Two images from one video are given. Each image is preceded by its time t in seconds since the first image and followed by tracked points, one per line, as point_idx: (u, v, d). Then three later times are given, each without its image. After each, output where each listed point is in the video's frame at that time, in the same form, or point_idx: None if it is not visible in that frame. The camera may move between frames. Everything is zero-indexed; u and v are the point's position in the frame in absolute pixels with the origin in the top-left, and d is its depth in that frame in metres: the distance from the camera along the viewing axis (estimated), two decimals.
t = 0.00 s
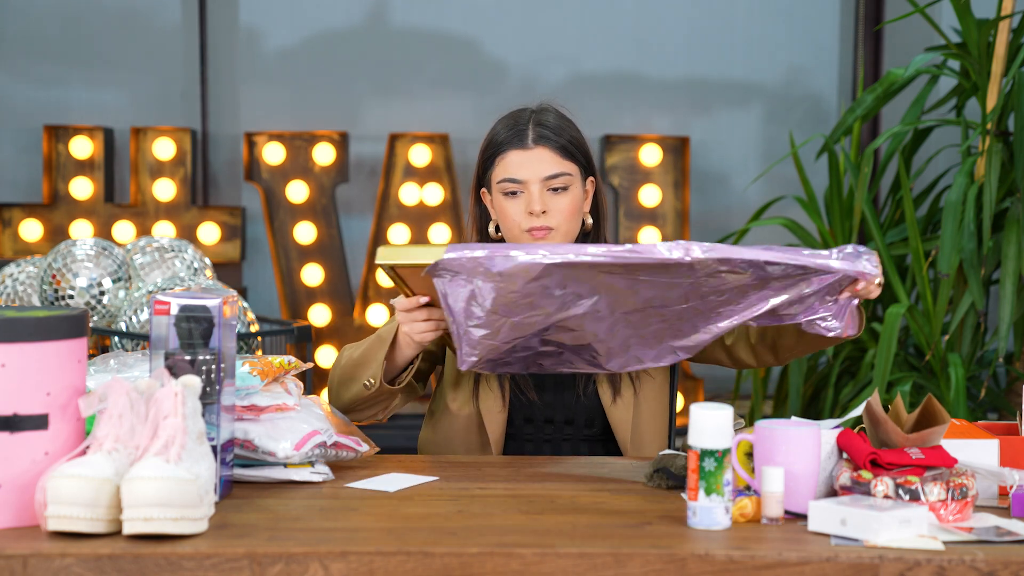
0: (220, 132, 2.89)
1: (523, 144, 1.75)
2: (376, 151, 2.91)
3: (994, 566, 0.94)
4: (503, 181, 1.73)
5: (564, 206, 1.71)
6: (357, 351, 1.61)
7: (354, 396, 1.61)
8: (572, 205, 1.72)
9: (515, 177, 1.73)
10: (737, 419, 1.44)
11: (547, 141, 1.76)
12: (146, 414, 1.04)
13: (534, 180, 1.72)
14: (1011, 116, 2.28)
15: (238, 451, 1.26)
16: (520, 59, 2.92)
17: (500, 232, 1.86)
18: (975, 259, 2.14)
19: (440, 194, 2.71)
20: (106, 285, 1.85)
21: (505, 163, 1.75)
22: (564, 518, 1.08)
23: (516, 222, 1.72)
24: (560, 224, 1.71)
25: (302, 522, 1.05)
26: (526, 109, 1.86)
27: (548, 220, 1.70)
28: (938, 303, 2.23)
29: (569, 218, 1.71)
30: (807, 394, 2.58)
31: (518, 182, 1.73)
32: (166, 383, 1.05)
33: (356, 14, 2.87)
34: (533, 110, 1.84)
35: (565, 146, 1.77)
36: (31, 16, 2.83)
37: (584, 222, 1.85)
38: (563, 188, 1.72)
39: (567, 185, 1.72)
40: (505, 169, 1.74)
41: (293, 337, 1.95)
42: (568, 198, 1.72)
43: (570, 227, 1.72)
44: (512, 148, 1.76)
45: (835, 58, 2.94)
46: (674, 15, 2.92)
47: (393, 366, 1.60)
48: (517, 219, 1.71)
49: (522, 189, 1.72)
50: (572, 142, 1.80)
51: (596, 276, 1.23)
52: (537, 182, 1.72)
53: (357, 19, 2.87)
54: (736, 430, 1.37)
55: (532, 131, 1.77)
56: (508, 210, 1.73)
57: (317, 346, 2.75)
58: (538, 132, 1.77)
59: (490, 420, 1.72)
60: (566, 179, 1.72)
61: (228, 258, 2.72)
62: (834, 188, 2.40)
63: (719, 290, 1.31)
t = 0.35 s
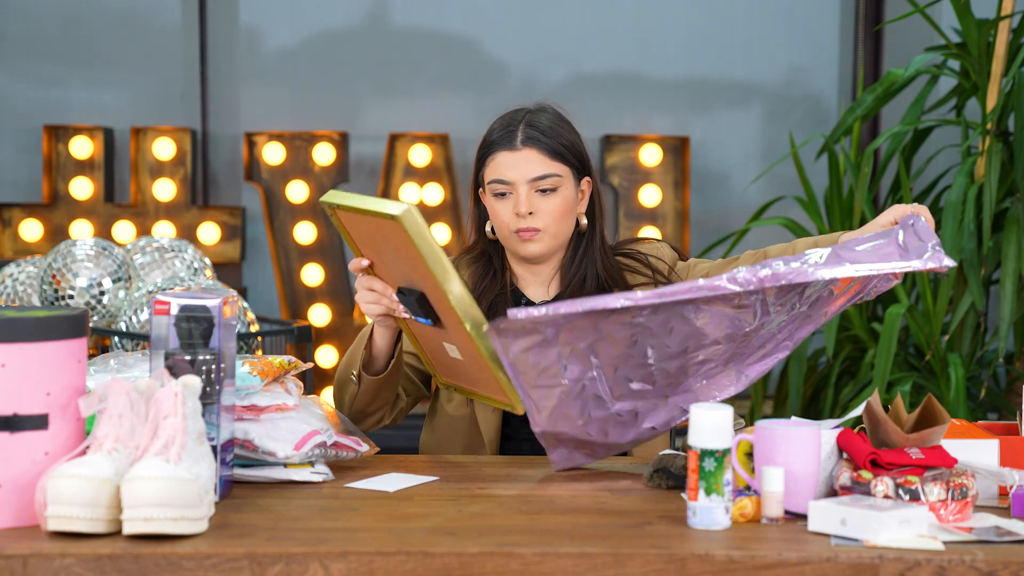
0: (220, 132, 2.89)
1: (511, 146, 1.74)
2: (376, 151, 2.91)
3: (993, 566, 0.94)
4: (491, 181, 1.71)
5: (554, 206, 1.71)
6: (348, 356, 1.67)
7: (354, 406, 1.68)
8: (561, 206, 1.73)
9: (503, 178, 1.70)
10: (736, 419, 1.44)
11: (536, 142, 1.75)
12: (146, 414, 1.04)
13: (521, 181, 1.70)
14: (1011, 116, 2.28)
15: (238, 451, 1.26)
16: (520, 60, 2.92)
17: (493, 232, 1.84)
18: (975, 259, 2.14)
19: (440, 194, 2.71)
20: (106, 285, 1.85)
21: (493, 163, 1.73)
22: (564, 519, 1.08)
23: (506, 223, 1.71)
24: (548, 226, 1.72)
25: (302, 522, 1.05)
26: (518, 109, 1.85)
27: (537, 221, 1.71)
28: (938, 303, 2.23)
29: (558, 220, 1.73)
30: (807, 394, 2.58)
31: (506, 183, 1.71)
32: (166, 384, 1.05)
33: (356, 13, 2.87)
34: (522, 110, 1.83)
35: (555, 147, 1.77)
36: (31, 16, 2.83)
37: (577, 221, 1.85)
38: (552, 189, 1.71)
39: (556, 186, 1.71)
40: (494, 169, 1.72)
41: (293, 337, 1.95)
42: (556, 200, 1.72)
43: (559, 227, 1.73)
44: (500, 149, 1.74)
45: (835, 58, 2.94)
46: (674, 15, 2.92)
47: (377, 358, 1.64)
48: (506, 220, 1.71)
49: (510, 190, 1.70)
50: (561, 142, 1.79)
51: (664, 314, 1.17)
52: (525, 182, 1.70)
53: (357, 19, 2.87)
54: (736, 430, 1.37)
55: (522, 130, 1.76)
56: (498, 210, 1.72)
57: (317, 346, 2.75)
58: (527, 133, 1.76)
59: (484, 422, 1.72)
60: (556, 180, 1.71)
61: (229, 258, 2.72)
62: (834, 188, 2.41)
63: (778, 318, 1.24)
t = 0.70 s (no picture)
0: (220, 132, 2.89)
1: (507, 144, 1.74)
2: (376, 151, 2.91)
3: (993, 566, 0.94)
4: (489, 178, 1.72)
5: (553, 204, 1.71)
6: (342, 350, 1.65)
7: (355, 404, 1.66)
8: (557, 205, 1.72)
9: (499, 176, 1.71)
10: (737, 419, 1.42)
11: (532, 141, 1.74)
12: (146, 414, 1.04)
13: (518, 179, 1.70)
14: (1012, 116, 2.27)
15: (238, 451, 1.25)
16: (520, 60, 2.92)
17: (492, 231, 1.84)
18: (975, 259, 2.14)
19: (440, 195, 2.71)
20: (106, 285, 1.85)
21: (491, 161, 1.73)
22: (564, 518, 1.08)
23: (501, 219, 1.72)
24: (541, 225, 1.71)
25: (302, 522, 1.05)
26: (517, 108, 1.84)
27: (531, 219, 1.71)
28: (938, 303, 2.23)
29: (551, 220, 1.72)
30: (807, 394, 2.58)
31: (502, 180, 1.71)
32: (166, 383, 1.05)
33: (356, 14, 2.87)
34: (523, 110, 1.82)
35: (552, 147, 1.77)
36: (30, 16, 2.83)
37: (574, 222, 1.84)
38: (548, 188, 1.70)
39: (553, 185, 1.71)
40: (491, 167, 1.73)
41: (293, 337, 1.95)
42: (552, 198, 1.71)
43: (554, 229, 1.73)
44: (497, 148, 1.74)
45: (835, 58, 2.94)
46: (674, 16, 2.92)
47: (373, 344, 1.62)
48: (501, 217, 1.72)
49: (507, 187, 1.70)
50: (559, 141, 1.78)
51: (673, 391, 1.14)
52: (521, 180, 1.70)
53: (357, 19, 2.88)
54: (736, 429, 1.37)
55: (518, 130, 1.75)
56: (493, 207, 1.72)
57: (317, 346, 2.75)
58: (524, 132, 1.75)
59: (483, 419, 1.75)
60: (552, 180, 1.70)
61: (229, 258, 2.72)
62: (834, 189, 2.40)
63: (811, 338, 1.16)
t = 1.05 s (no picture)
0: (220, 132, 2.89)
1: (527, 133, 1.77)
2: (376, 150, 2.91)
3: (994, 566, 0.94)
4: (506, 166, 1.74)
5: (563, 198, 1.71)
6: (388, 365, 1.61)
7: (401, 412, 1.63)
8: (569, 199, 1.73)
9: (515, 164, 1.74)
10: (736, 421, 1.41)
11: (551, 134, 1.77)
12: (146, 414, 1.04)
13: (534, 168, 1.74)
14: (1011, 116, 2.27)
15: (238, 451, 1.25)
16: (520, 60, 2.92)
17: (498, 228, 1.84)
18: (975, 259, 2.15)
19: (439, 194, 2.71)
20: (106, 285, 1.85)
21: (509, 150, 1.76)
22: (564, 518, 1.08)
23: (512, 207, 1.72)
24: (553, 216, 1.71)
25: (302, 522, 1.05)
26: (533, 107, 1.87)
27: (543, 208, 1.71)
28: (938, 303, 2.23)
29: (564, 212, 1.72)
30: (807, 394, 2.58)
31: (517, 169, 1.74)
32: (166, 383, 1.05)
33: (356, 14, 2.87)
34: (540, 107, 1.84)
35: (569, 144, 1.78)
36: (30, 15, 2.83)
37: (579, 223, 1.84)
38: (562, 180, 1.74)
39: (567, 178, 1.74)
40: (508, 155, 1.75)
41: (293, 337, 1.95)
42: (564, 191, 1.73)
43: (565, 222, 1.72)
44: (517, 136, 1.77)
45: (835, 58, 2.94)
46: (674, 16, 2.92)
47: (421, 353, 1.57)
48: (513, 204, 1.72)
49: (523, 176, 1.73)
50: (574, 140, 1.79)
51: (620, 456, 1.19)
52: (538, 172, 1.74)
53: (357, 19, 2.88)
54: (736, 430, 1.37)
55: (537, 122, 1.78)
56: (507, 194, 1.73)
57: (317, 346, 2.75)
58: (542, 125, 1.78)
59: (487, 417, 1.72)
60: (566, 173, 1.74)
61: (229, 258, 2.72)
62: (834, 189, 2.41)
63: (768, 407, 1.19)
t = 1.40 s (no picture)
0: (220, 132, 2.89)
1: (536, 134, 1.77)
2: (376, 150, 2.91)
3: (993, 566, 0.94)
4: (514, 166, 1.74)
5: (569, 199, 1.73)
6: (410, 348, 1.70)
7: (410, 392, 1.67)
8: (574, 201, 1.74)
9: (523, 164, 1.74)
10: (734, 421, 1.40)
11: (561, 136, 1.78)
12: (146, 414, 1.04)
13: (542, 169, 1.74)
14: (1011, 116, 2.27)
15: (238, 451, 1.25)
16: (520, 60, 2.92)
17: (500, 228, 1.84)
18: (975, 259, 2.15)
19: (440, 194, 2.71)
20: (105, 285, 1.85)
21: (518, 149, 1.76)
22: (563, 518, 1.08)
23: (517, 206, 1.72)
24: (557, 217, 1.73)
25: (302, 522, 1.05)
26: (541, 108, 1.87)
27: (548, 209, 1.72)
28: (938, 303, 2.23)
29: (570, 213, 1.73)
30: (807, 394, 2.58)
31: (524, 169, 1.74)
32: (166, 383, 1.05)
33: (356, 14, 2.88)
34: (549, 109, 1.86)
35: (579, 147, 1.79)
36: (29, 15, 2.82)
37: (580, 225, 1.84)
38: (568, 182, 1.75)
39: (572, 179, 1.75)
40: (517, 155, 1.76)
41: (293, 337, 1.95)
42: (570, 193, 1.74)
43: (569, 224, 1.74)
44: (526, 137, 1.77)
45: (835, 58, 2.94)
46: (674, 16, 2.92)
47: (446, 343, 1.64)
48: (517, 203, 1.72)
49: (529, 176, 1.74)
50: (583, 143, 1.81)
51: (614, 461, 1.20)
52: (544, 172, 1.74)
53: (357, 19, 2.88)
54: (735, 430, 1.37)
55: (546, 123, 1.79)
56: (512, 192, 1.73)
57: (317, 346, 2.74)
58: (552, 127, 1.79)
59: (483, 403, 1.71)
60: (572, 174, 1.75)
61: (229, 258, 2.72)
62: (834, 189, 2.40)
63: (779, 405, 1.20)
